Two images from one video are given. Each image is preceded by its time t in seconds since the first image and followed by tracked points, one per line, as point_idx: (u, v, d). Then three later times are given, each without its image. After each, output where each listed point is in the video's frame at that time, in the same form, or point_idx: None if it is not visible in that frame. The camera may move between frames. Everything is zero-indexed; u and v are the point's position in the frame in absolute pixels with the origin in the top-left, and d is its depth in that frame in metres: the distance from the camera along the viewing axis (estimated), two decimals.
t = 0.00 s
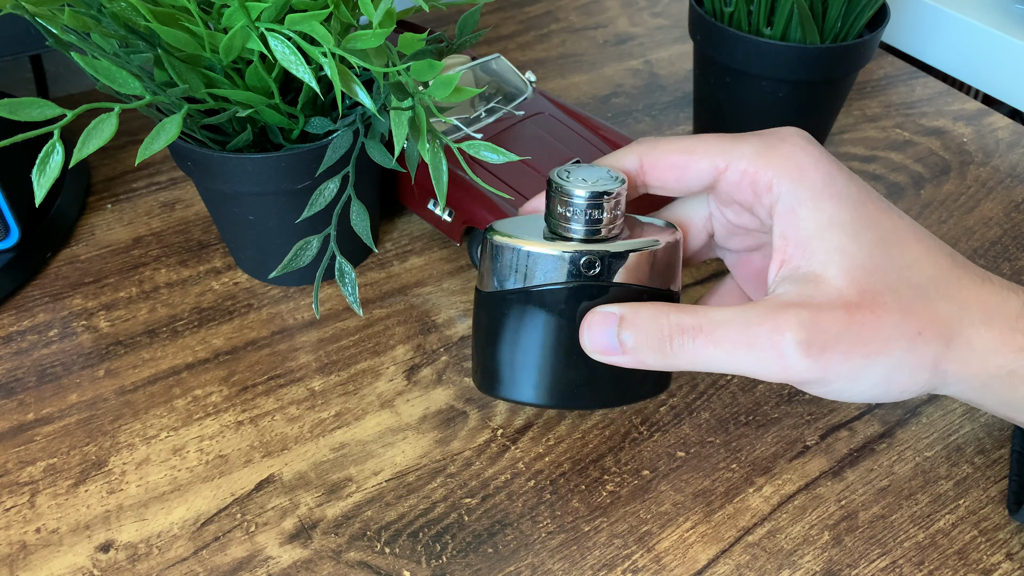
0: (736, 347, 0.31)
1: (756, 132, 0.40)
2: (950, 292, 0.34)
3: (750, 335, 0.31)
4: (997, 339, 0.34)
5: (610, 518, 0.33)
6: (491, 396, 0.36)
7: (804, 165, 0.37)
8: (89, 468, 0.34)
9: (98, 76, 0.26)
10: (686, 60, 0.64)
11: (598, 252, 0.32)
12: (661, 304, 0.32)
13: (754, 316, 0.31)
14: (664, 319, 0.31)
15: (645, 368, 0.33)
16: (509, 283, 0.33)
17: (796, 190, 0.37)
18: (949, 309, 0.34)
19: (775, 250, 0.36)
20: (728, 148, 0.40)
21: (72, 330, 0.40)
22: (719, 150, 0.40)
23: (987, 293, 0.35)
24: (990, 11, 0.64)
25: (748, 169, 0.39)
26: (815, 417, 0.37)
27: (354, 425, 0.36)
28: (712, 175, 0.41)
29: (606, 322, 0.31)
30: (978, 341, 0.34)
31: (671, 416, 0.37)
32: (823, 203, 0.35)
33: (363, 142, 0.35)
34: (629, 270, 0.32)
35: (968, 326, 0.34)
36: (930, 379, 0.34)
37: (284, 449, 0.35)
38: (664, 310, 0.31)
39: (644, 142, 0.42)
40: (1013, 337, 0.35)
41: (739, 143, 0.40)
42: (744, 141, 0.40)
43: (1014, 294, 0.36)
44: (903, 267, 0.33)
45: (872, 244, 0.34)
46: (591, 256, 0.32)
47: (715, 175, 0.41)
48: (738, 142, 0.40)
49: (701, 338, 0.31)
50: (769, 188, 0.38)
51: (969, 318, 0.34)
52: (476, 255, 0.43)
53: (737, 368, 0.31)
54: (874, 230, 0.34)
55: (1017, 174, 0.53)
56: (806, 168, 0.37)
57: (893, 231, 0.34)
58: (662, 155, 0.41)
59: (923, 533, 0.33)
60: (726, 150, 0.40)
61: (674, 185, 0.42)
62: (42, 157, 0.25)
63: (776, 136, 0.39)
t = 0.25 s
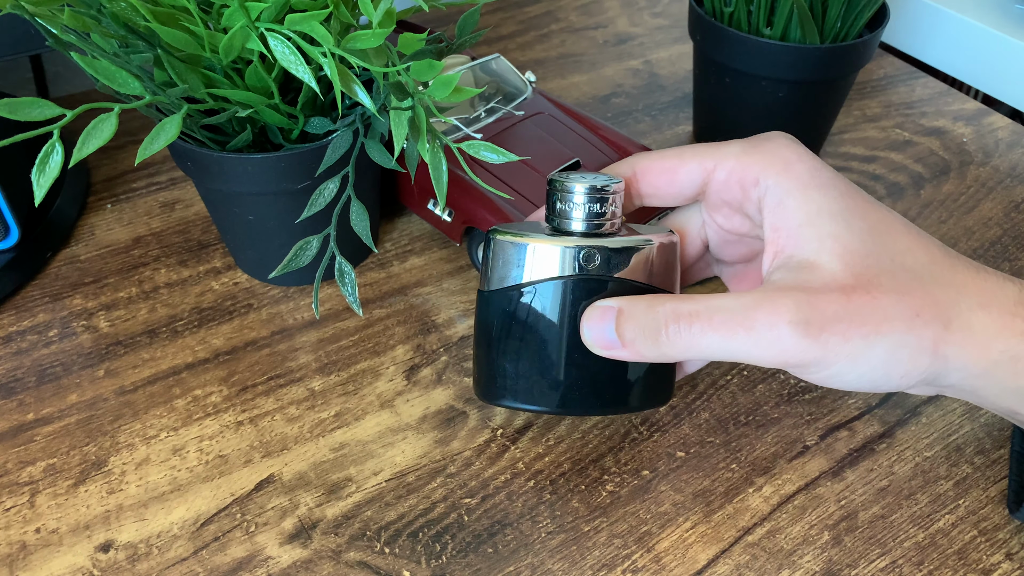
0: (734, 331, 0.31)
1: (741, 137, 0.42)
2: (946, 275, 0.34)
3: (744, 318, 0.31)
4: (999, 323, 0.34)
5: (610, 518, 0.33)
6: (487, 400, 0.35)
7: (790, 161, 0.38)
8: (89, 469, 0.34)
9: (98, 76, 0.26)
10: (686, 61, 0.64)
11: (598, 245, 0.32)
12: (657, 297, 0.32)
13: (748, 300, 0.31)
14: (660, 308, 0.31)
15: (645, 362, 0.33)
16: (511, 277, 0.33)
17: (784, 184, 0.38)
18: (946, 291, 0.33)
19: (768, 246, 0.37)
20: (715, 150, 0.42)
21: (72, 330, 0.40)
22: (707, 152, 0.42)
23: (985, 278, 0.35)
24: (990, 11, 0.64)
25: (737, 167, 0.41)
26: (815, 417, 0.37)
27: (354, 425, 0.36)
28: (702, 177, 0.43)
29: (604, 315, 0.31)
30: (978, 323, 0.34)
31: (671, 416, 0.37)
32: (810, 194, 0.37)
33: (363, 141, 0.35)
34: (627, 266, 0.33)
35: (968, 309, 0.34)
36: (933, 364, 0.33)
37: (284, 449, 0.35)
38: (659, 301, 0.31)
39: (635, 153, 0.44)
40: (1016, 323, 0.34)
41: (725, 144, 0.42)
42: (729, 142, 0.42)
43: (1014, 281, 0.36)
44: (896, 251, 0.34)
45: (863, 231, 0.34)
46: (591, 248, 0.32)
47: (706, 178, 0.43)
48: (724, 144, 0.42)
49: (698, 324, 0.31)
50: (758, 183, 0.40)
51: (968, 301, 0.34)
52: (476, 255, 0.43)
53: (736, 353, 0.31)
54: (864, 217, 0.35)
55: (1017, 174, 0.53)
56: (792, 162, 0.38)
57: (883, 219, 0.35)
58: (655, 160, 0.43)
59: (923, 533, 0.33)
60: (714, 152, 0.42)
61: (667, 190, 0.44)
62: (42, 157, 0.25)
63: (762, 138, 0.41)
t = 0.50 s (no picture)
0: (732, 315, 0.31)
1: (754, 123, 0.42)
2: (949, 273, 0.34)
3: (745, 306, 0.31)
4: (999, 324, 0.34)
5: (610, 518, 0.33)
6: (491, 375, 0.36)
7: (802, 149, 0.39)
8: (89, 468, 0.34)
9: (98, 76, 0.26)
10: (686, 61, 0.64)
11: (600, 232, 0.31)
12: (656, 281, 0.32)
13: (749, 287, 0.31)
14: (659, 292, 0.31)
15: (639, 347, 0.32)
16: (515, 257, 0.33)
17: (795, 170, 0.38)
18: (949, 287, 0.33)
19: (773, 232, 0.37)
20: (729, 134, 0.42)
21: (72, 330, 0.40)
22: (720, 137, 0.42)
23: (988, 278, 0.35)
24: (990, 11, 0.64)
25: (750, 153, 0.41)
26: (815, 417, 0.37)
27: (354, 425, 0.36)
28: (716, 161, 0.43)
29: (599, 300, 0.31)
30: (978, 321, 0.33)
31: (671, 415, 0.37)
32: (820, 183, 0.37)
33: (364, 141, 0.35)
34: (634, 253, 0.32)
35: (970, 307, 0.33)
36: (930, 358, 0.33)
37: (284, 449, 0.35)
38: (659, 286, 0.31)
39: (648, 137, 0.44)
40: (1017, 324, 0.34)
41: (740, 129, 0.42)
42: (744, 127, 0.42)
43: (1017, 283, 0.36)
44: (900, 245, 0.34)
45: (869, 224, 0.34)
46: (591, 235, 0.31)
47: (719, 163, 0.43)
48: (738, 128, 0.42)
49: (697, 311, 0.31)
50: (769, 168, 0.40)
51: (970, 299, 0.34)
52: (476, 255, 0.43)
53: (733, 339, 0.31)
54: (870, 210, 0.35)
55: (1017, 174, 0.53)
56: (801, 152, 0.38)
57: (889, 213, 0.35)
58: (669, 145, 0.43)
59: (923, 532, 0.33)
60: (728, 136, 0.42)
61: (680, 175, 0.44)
62: (43, 157, 0.25)
63: (776, 125, 0.41)
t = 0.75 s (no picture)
0: (739, 276, 0.30)
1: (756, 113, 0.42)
2: (958, 244, 0.33)
3: (749, 266, 0.30)
4: (1011, 297, 0.33)
5: (610, 518, 0.33)
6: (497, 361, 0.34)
7: (803, 130, 0.38)
8: (89, 469, 0.34)
9: (98, 76, 0.26)
10: (686, 61, 0.64)
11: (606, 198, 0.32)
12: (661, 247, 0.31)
13: (752, 250, 0.30)
14: (664, 254, 0.30)
15: (645, 314, 0.31)
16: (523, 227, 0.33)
17: (796, 150, 0.38)
18: (958, 256, 0.32)
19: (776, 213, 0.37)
20: (731, 124, 0.42)
21: (72, 330, 0.40)
22: (723, 128, 0.43)
23: (995, 254, 0.34)
24: (990, 11, 0.64)
25: (752, 144, 0.41)
26: (815, 417, 0.37)
27: (354, 425, 0.36)
28: (720, 152, 0.44)
29: (605, 263, 0.30)
30: (988, 292, 0.32)
31: (672, 415, 0.37)
32: (820, 161, 0.36)
33: (363, 141, 0.35)
34: (639, 222, 0.32)
35: (980, 277, 0.32)
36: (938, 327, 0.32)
37: (284, 449, 0.35)
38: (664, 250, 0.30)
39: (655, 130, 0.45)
40: None
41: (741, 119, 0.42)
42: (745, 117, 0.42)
43: None
44: (904, 216, 0.33)
45: (872, 196, 0.34)
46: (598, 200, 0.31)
47: (724, 156, 0.44)
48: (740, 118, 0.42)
49: (703, 271, 0.30)
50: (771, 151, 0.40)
51: (980, 268, 0.33)
52: (477, 255, 0.43)
53: (739, 301, 0.30)
54: (873, 184, 0.34)
55: (1017, 174, 0.53)
56: (803, 132, 0.38)
57: (892, 188, 0.34)
58: (674, 137, 0.44)
59: (923, 533, 0.33)
60: (730, 125, 0.42)
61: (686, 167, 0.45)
62: (42, 157, 0.25)
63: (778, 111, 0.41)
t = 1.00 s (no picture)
0: (742, 311, 0.31)
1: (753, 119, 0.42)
2: (953, 254, 0.34)
3: (751, 300, 0.31)
4: (1005, 303, 0.34)
5: (610, 518, 0.33)
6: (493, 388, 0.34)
7: (801, 142, 0.39)
8: (89, 469, 0.34)
9: (98, 76, 0.26)
10: (686, 61, 0.64)
11: (598, 242, 0.32)
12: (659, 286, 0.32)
13: (753, 281, 0.32)
14: (664, 295, 0.31)
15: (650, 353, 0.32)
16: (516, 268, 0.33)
17: (796, 163, 0.38)
18: (954, 268, 0.33)
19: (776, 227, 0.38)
20: (730, 132, 0.42)
21: (72, 330, 0.40)
22: (722, 136, 0.42)
23: (990, 259, 0.35)
24: (989, 11, 0.64)
25: (754, 152, 0.41)
26: (815, 417, 0.37)
27: (354, 425, 0.36)
28: (719, 163, 0.44)
29: (605, 310, 0.31)
30: (984, 301, 0.33)
31: (671, 416, 0.37)
32: (818, 176, 0.37)
33: (363, 141, 0.35)
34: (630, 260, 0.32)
35: (975, 287, 0.33)
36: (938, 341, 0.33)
37: (284, 449, 0.35)
38: (665, 290, 0.31)
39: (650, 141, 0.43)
40: None
41: (740, 127, 0.42)
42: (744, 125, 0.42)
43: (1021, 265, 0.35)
44: (902, 229, 0.34)
45: (869, 211, 0.34)
46: (590, 244, 0.32)
47: (722, 163, 0.44)
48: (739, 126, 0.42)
49: (706, 309, 0.31)
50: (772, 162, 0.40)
51: (975, 279, 0.34)
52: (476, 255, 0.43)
53: (745, 332, 0.32)
54: (870, 197, 0.35)
55: (1017, 174, 0.53)
56: (802, 146, 0.39)
57: (889, 200, 0.35)
58: (672, 147, 0.43)
59: (923, 533, 0.33)
60: (729, 134, 0.42)
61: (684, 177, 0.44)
62: (42, 157, 0.25)
63: (775, 119, 0.41)
